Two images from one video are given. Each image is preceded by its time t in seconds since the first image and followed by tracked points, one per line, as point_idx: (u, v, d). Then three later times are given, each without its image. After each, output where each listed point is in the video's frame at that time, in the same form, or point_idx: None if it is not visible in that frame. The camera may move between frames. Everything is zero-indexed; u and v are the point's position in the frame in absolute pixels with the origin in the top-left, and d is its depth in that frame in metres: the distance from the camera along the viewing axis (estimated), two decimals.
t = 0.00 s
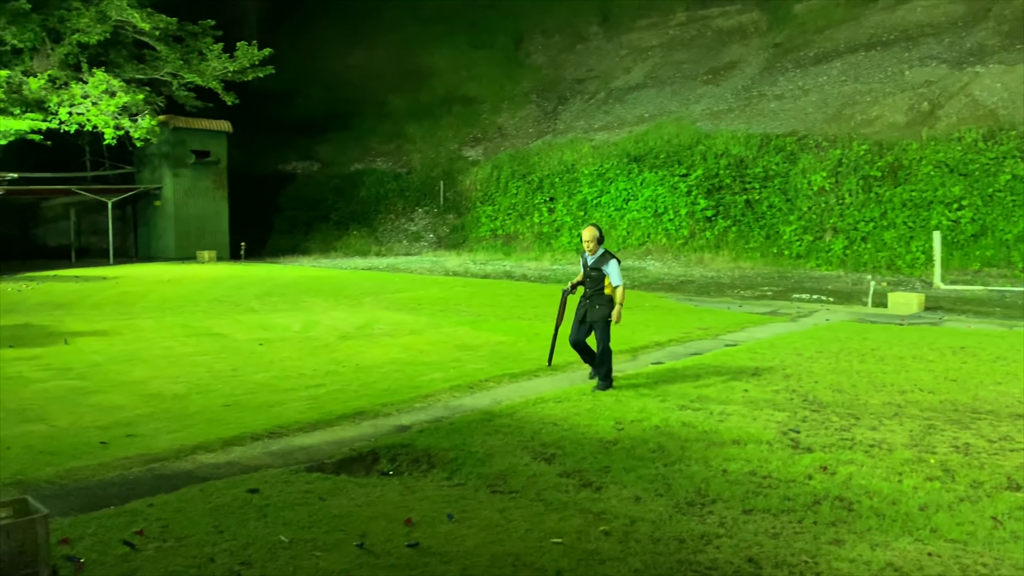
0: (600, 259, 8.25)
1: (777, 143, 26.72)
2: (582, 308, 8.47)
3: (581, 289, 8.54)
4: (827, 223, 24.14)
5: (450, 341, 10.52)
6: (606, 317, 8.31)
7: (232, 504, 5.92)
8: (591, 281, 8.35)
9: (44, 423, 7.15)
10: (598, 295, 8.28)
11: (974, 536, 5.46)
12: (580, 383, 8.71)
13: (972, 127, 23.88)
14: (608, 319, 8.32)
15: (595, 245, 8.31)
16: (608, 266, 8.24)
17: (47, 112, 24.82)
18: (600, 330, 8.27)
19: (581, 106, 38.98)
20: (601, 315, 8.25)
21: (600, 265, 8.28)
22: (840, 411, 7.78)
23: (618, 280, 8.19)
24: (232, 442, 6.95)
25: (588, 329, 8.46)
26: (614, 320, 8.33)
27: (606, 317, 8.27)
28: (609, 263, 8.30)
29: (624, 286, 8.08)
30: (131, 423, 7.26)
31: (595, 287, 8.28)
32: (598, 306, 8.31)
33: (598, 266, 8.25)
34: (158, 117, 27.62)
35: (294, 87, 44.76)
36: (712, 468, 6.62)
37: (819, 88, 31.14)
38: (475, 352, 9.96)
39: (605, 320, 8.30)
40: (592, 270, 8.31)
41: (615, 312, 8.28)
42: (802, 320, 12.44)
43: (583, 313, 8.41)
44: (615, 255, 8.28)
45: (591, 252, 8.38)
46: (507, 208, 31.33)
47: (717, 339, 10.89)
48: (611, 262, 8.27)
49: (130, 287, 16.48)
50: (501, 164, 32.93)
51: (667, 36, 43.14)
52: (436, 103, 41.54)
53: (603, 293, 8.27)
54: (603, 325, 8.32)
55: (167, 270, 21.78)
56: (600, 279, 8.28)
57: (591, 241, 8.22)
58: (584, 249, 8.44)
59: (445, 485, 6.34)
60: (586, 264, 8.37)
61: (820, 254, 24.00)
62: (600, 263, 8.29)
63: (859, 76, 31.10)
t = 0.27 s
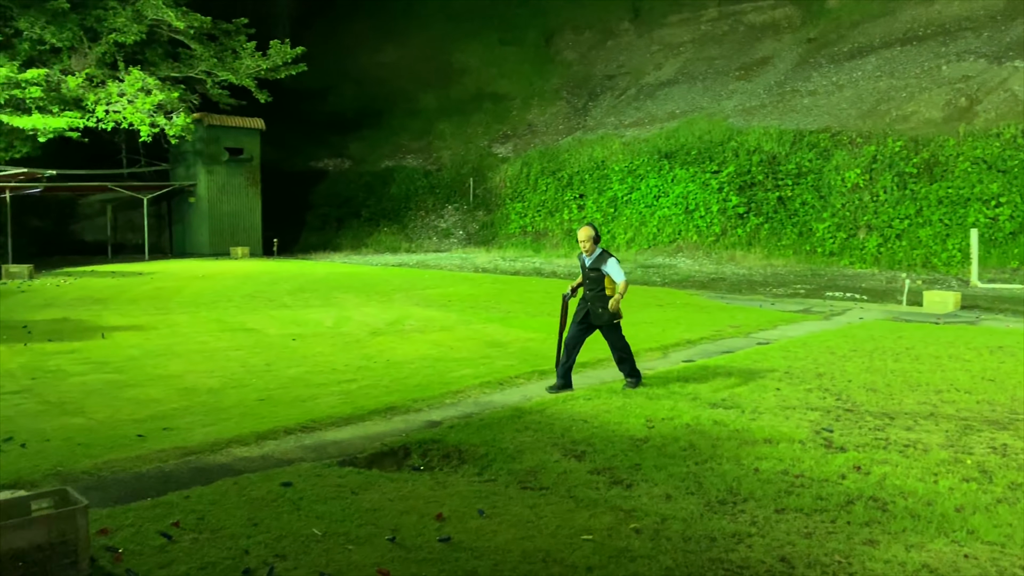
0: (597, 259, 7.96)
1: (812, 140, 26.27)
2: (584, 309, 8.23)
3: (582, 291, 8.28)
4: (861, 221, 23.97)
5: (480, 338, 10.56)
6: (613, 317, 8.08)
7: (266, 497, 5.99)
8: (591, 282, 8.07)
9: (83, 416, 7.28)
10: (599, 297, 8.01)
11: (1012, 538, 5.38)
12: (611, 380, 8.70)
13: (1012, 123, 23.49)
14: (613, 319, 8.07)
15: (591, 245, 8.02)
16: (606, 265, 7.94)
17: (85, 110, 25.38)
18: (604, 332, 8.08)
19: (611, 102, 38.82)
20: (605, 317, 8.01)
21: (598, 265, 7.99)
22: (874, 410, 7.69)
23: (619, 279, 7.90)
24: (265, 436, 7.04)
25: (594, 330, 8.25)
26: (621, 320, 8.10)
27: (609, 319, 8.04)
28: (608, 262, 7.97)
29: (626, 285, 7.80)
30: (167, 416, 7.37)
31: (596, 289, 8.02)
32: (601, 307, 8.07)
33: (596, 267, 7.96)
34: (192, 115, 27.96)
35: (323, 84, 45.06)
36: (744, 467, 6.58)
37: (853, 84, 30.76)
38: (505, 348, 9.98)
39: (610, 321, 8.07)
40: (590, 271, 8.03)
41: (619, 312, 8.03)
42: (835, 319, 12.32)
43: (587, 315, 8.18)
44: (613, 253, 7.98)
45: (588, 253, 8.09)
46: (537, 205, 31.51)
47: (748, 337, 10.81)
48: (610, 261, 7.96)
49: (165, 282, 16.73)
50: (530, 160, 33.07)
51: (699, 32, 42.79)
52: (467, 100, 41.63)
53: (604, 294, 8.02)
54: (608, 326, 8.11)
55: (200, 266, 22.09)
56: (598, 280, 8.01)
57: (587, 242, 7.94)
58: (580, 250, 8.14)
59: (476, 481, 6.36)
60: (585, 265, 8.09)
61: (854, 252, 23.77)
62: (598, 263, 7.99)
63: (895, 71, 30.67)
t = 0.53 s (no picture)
0: (596, 253, 7.88)
1: (843, 136, 26.23)
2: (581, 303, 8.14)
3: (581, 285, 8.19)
4: (895, 219, 23.68)
5: (509, 335, 10.59)
6: (608, 310, 8.02)
7: (299, 491, 6.06)
8: (589, 275, 8.01)
9: (119, 409, 7.39)
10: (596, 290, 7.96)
11: None
12: (641, 378, 8.69)
13: None
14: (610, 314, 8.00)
15: (589, 239, 7.93)
16: (605, 258, 7.88)
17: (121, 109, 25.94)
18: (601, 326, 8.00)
19: (641, 99, 38.63)
20: (599, 310, 7.95)
21: (597, 258, 7.91)
22: (908, 411, 7.59)
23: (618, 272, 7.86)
24: (298, 430, 7.10)
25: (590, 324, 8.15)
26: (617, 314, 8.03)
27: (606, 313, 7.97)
28: (606, 255, 7.91)
29: (626, 277, 7.76)
30: (201, 411, 7.47)
31: (594, 282, 7.96)
32: (598, 300, 8.01)
33: (595, 260, 7.88)
34: (225, 114, 28.37)
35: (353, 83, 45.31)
36: (776, 467, 6.53)
37: (887, 80, 30.37)
38: (535, 346, 10.01)
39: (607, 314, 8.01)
40: (588, 264, 7.96)
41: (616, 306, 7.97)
42: (868, 318, 12.18)
43: (584, 309, 8.11)
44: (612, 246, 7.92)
45: (585, 246, 8.02)
46: (566, 202, 31.83)
47: (780, 337, 10.73)
48: (609, 254, 7.90)
49: (199, 279, 16.95)
50: (560, 159, 33.29)
51: (731, 28, 42.43)
52: (497, 98, 41.70)
53: (602, 288, 7.95)
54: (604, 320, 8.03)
55: (232, 262, 22.39)
56: (597, 273, 7.94)
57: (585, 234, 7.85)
58: (578, 242, 8.05)
59: (506, 478, 6.37)
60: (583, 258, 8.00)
61: (887, 250, 23.52)
62: (597, 256, 7.92)
63: (931, 67, 30.23)
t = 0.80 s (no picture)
0: (603, 257, 7.62)
1: (880, 134, 26.04)
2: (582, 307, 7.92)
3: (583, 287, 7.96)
4: (933, 217, 23.37)
5: (540, 334, 10.60)
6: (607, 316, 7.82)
7: (332, 486, 6.11)
8: (592, 279, 7.77)
9: (156, 404, 7.51)
10: (599, 296, 7.72)
11: None
12: (672, 377, 8.66)
13: None
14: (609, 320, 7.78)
15: (597, 242, 7.66)
16: (611, 264, 7.63)
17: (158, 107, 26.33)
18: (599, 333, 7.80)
19: (674, 96, 38.37)
20: (599, 316, 7.74)
21: (603, 263, 7.65)
22: (946, 412, 7.48)
23: (623, 279, 7.63)
24: (331, 426, 7.16)
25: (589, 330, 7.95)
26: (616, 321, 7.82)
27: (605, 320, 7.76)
28: (613, 261, 7.66)
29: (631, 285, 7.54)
30: (236, 406, 7.56)
31: (597, 286, 7.72)
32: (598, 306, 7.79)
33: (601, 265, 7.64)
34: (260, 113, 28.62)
35: (383, 81, 45.51)
36: (810, 467, 6.46)
37: (925, 77, 29.91)
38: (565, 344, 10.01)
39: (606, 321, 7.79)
40: (593, 268, 7.70)
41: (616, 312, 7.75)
42: (904, 318, 12.01)
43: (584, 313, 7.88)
44: (620, 251, 7.67)
45: (591, 248, 7.74)
46: (597, 200, 31.86)
47: (814, 336, 10.61)
48: (616, 260, 7.65)
49: (233, 276, 17.15)
50: (590, 157, 33.29)
51: (765, 25, 41.99)
52: (528, 96, 41.64)
53: (604, 293, 7.73)
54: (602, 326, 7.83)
55: (265, 259, 22.65)
56: (602, 278, 7.70)
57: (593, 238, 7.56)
58: (584, 244, 7.76)
59: (538, 475, 6.38)
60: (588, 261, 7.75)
61: (924, 249, 23.21)
62: (603, 261, 7.66)
63: (970, 63, 29.73)
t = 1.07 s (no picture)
0: (609, 251, 7.59)
1: (919, 132, 25.57)
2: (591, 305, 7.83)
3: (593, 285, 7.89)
4: (973, 216, 23.07)
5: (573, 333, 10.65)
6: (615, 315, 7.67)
7: (367, 482, 6.16)
8: (601, 274, 7.72)
9: (194, 399, 7.63)
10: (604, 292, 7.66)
11: None
12: (707, 377, 8.62)
13: None
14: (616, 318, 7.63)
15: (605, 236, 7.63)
16: (617, 259, 7.57)
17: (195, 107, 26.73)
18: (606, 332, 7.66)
19: (708, 94, 38.05)
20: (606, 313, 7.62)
21: (610, 258, 7.62)
22: (987, 415, 7.34)
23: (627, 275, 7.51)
24: (366, 423, 7.22)
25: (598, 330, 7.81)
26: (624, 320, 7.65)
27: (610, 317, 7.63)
28: (620, 255, 7.59)
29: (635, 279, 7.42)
30: (273, 402, 7.65)
31: (603, 282, 7.65)
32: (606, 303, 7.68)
33: (608, 259, 7.60)
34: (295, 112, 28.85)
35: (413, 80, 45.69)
36: (847, 469, 6.38)
37: (966, 73, 29.38)
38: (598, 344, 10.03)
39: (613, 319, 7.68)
40: (601, 263, 7.69)
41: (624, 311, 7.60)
42: (944, 319, 11.82)
43: (591, 310, 7.81)
44: (628, 248, 7.58)
45: (602, 244, 7.74)
46: (630, 200, 31.87)
47: (851, 337, 10.47)
48: (622, 255, 7.58)
49: (268, 273, 17.37)
50: (623, 154, 33.11)
51: (800, 22, 41.46)
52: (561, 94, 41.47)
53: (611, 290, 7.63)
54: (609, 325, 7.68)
55: (299, 258, 22.91)
56: (609, 273, 7.64)
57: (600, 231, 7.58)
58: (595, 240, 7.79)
59: (572, 474, 6.37)
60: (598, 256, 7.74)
61: (963, 249, 22.99)
62: (610, 255, 7.63)
63: (1013, 59, 29.14)
